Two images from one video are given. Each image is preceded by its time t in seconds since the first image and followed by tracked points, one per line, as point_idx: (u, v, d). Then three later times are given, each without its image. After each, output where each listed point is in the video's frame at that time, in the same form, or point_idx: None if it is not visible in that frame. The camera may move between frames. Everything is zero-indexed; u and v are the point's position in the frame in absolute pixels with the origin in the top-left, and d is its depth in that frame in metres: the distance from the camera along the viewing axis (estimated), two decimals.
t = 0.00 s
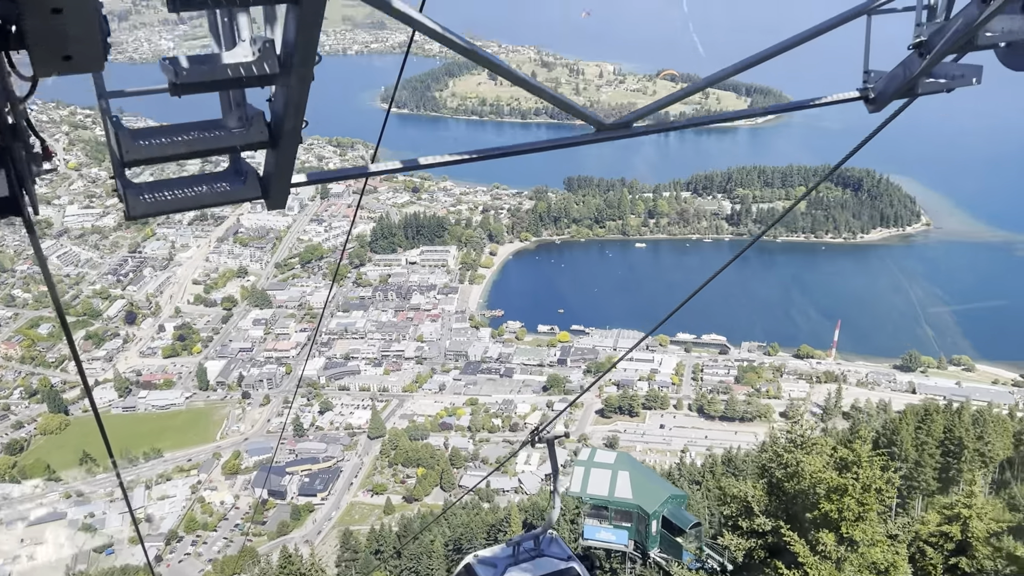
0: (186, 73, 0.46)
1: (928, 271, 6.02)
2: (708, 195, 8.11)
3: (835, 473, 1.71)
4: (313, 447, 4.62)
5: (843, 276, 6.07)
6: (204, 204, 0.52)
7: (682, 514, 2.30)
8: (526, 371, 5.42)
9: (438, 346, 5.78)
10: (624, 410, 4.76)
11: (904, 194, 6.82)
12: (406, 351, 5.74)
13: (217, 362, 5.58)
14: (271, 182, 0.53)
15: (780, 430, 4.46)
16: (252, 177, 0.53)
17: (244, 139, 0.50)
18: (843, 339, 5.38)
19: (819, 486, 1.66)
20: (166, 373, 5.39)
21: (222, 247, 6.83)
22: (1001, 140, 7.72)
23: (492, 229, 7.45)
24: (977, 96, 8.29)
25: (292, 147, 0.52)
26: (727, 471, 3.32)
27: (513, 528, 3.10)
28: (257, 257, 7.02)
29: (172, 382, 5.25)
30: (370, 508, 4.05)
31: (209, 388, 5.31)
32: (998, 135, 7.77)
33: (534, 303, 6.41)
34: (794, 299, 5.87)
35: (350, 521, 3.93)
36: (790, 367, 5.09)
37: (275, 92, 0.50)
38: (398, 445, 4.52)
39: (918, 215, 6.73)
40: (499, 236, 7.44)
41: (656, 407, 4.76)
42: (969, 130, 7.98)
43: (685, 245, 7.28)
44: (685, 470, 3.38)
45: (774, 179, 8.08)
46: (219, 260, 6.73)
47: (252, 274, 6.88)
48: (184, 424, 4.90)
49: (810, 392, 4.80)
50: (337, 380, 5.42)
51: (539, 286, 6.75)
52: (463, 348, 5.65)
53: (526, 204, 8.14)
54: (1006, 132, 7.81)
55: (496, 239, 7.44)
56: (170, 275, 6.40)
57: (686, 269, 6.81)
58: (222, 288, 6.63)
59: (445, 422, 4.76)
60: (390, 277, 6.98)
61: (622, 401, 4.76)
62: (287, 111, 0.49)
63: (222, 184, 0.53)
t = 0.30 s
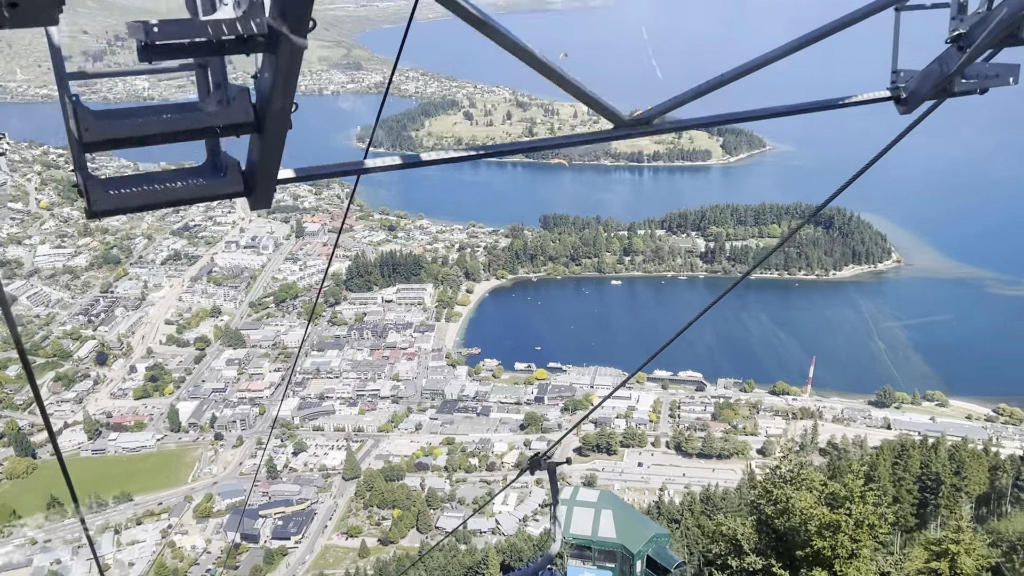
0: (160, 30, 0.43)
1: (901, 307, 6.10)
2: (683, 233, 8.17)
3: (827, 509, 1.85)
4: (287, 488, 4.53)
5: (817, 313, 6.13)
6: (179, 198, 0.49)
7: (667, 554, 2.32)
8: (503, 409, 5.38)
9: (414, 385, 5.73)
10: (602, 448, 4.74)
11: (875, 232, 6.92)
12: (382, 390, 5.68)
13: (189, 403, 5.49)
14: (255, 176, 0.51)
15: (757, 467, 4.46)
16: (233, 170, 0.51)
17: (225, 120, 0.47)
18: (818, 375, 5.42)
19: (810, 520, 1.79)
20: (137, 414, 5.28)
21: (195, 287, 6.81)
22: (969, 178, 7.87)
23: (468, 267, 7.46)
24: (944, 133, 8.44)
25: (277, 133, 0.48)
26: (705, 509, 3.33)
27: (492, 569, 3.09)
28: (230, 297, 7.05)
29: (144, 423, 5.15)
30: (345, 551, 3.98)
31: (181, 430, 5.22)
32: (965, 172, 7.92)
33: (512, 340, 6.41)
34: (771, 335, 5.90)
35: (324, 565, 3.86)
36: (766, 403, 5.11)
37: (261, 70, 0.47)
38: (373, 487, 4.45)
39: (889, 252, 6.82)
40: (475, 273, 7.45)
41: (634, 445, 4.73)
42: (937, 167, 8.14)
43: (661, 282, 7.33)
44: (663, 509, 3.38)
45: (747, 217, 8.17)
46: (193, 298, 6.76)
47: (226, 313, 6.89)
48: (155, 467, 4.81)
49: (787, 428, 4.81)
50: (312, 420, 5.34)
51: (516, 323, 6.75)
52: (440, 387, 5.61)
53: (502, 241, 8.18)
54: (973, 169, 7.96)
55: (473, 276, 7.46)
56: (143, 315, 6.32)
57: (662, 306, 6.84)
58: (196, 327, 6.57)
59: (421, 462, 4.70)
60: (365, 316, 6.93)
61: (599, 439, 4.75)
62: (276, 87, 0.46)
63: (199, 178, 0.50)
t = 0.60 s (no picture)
0: None
1: (879, 338, 6.16)
2: (662, 263, 8.13)
3: (828, 539, 2.21)
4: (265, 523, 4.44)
5: (796, 344, 6.16)
6: (167, 165, 0.44)
7: None
8: (484, 441, 5.34)
9: (393, 418, 5.68)
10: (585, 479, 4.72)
11: (852, 262, 6.97)
12: (361, 423, 5.63)
13: (165, 437, 5.39)
14: (249, 145, 0.46)
15: (739, 498, 4.45)
16: (224, 139, 0.45)
17: (215, 67, 0.42)
18: (798, 406, 5.45)
19: (810, 550, 2.16)
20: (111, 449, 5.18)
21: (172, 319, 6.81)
22: (941, 210, 8.01)
23: (448, 297, 7.46)
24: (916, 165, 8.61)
25: (274, 83, 0.43)
26: (688, 540, 3.32)
27: None
28: (207, 327, 6.79)
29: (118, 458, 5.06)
30: None
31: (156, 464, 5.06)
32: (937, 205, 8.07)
33: (492, 370, 6.41)
34: (752, 365, 5.92)
35: None
36: (746, 434, 5.12)
37: (260, 10, 0.42)
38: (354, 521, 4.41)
39: (866, 281, 6.87)
40: (455, 304, 7.46)
41: (615, 475, 4.70)
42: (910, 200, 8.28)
43: (640, 313, 7.35)
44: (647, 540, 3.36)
45: (725, 247, 8.10)
46: (169, 332, 6.54)
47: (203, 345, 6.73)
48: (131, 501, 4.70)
49: (767, 458, 4.82)
50: (290, 453, 5.26)
51: (497, 353, 6.75)
52: (420, 420, 5.58)
53: (482, 272, 8.19)
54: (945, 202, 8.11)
55: (453, 306, 7.46)
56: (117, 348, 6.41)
57: (643, 338, 6.85)
58: (172, 360, 6.49)
59: (401, 496, 4.65)
60: (344, 347, 6.87)
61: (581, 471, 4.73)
62: (279, 28, 0.41)
63: (186, 146, 0.45)
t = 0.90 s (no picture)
0: None
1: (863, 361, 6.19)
2: (646, 285, 8.15)
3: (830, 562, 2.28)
4: (246, 549, 4.36)
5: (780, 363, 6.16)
6: (148, 98, 0.34)
7: None
8: (469, 465, 5.30)
9: (378, 441, 5.64)
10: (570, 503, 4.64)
11: (835, 284, 7.00)
12: (345, 447, 5.58)
13: (147, 462, 5.34)
14: (272, 79, 0.36)
15: (725, 522, 4.43)
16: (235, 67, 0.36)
17: None
18: (783, 427, 5.44)
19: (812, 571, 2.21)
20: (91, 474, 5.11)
21: (156, 343, 6.92)
22: (919, 237, 8.08)
23: (433, 319, 7.46)
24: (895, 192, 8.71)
25: None
26: (675, 564, 3.30)
27: None
28: (190, 351, 7.12)
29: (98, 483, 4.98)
30: None
31: (137, 489, 5.10)
32: (916, 230, 8.14)
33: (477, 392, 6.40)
34: (737, 389, 5.90)
35: None
36: (732, 455, 5.11)
37: None
38: (336, 544, 4.36)
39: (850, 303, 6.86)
40: (440, 325, 7.46)
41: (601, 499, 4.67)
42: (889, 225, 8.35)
43: (626, 334, 7.36)
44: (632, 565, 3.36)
45: (709, 269, 8.12)
46: (151, 354, 6.91)
47: (186, 368, 6.90)
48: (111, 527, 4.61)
49: (753, 481, 4.81)
50: (273, 478, 5.11)
51: (482, 375, 6.72)
52: (405, 442, 5.53)
53: (467, 294, 8.19)
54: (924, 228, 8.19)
55: (438, 328, 7.46)
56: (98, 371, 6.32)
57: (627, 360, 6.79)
58: (154, 384, 6.42)
59: (385, 520, 4.58)
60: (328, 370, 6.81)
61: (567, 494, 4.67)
62: None
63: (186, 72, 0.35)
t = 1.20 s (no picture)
0: None
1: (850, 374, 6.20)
2: (635, 299, 8.17)
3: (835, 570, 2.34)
4: (233, 566, 4.32)
5: (768, 380, 6.21)
6: None
7: None
8: (458, 480, 5.27)
9: (366, 457, 5.60)
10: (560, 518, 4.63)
11: (823, 300, 7.09)
12: (333, 462, 5.51)
13: (134, 476, 5.25)
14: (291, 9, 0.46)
15: (716, 536, 4.43)
16: None
17: None
18: (772, 442, 5.46)
19: None
20: (77, 491, 5.07)
21: (142, 360, 6.89)
22: (910, 251, 8.07)
23: (422, 334, 7.48)
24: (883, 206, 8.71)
25: None
26: None
27: None
28: (177, 367, 6.83)
29: (84, 500, 4.92)
30: None
31: (123, 506, 4.90)
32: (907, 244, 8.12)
33: (466, 407, 6.39)
34: (729, 404, 5.91)
35: None
36: (721, 470, 5.12)
37: None
38: (324, 562, 4.26)
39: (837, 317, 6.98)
40: (430, 340, 7.46)
41: (591, 514, 4.67)
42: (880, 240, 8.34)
43: (615, 349, 7.35)
44: None
45: (698, 284, 8.11)
46: (138, 370, 6.77)
47: (172, 384, 6.57)
48: (97, 544, 4.55)
49: (743, 495, 4.82)
50: (260, 495, 5.12)
51: (472, 390, 6.69)
52: (393, 459, 5.50)
53: (456, 309, 8.19)
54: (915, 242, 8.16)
55: (427, 343, 7.46)
56: (85, 389, 6.45)
57: (616, 376, 6.77)
58: (141, 400, 6.36)
59: (374, 536, 4.55)
60: (317, 385, 6.76)
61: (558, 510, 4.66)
62: None
63: None
